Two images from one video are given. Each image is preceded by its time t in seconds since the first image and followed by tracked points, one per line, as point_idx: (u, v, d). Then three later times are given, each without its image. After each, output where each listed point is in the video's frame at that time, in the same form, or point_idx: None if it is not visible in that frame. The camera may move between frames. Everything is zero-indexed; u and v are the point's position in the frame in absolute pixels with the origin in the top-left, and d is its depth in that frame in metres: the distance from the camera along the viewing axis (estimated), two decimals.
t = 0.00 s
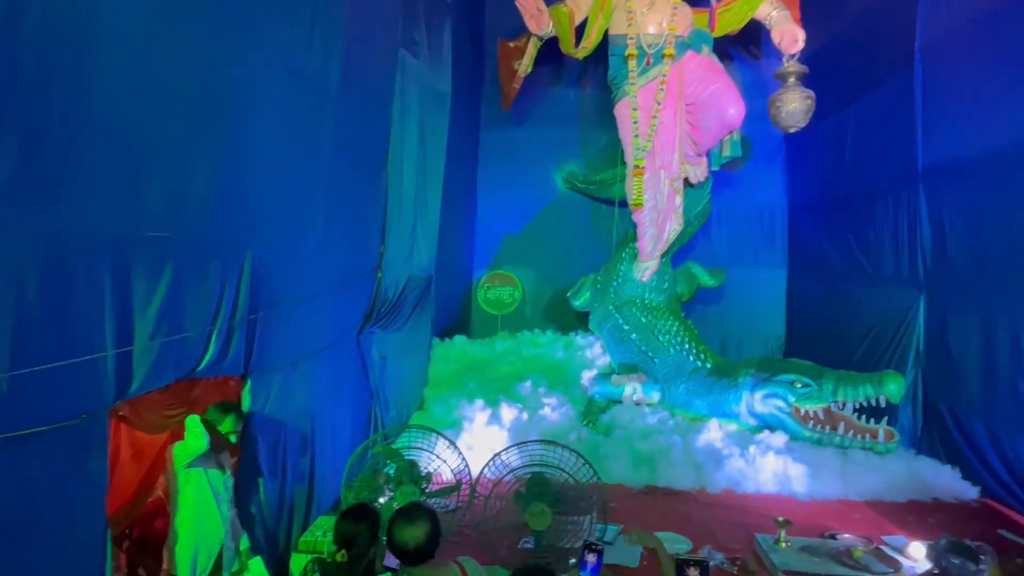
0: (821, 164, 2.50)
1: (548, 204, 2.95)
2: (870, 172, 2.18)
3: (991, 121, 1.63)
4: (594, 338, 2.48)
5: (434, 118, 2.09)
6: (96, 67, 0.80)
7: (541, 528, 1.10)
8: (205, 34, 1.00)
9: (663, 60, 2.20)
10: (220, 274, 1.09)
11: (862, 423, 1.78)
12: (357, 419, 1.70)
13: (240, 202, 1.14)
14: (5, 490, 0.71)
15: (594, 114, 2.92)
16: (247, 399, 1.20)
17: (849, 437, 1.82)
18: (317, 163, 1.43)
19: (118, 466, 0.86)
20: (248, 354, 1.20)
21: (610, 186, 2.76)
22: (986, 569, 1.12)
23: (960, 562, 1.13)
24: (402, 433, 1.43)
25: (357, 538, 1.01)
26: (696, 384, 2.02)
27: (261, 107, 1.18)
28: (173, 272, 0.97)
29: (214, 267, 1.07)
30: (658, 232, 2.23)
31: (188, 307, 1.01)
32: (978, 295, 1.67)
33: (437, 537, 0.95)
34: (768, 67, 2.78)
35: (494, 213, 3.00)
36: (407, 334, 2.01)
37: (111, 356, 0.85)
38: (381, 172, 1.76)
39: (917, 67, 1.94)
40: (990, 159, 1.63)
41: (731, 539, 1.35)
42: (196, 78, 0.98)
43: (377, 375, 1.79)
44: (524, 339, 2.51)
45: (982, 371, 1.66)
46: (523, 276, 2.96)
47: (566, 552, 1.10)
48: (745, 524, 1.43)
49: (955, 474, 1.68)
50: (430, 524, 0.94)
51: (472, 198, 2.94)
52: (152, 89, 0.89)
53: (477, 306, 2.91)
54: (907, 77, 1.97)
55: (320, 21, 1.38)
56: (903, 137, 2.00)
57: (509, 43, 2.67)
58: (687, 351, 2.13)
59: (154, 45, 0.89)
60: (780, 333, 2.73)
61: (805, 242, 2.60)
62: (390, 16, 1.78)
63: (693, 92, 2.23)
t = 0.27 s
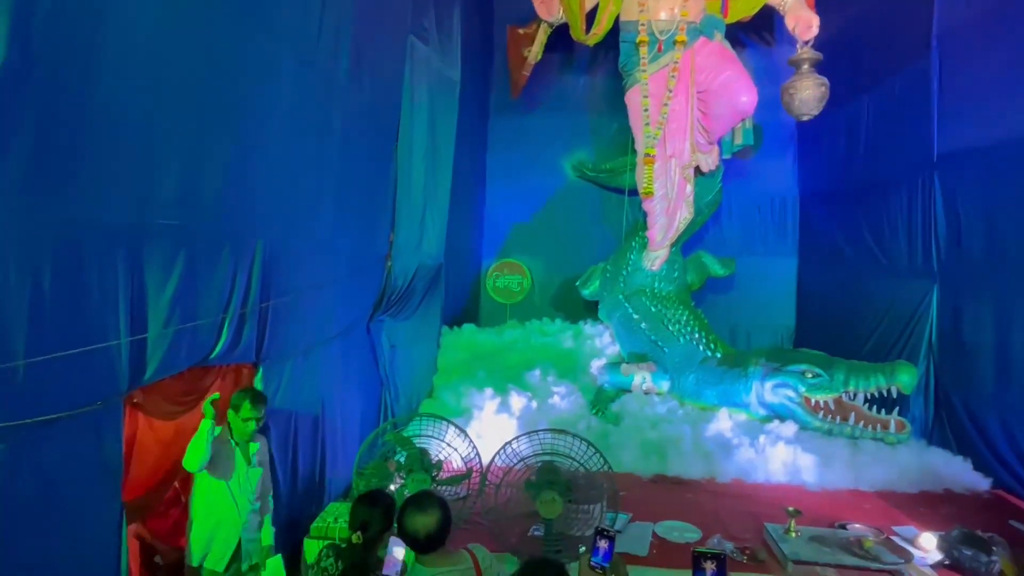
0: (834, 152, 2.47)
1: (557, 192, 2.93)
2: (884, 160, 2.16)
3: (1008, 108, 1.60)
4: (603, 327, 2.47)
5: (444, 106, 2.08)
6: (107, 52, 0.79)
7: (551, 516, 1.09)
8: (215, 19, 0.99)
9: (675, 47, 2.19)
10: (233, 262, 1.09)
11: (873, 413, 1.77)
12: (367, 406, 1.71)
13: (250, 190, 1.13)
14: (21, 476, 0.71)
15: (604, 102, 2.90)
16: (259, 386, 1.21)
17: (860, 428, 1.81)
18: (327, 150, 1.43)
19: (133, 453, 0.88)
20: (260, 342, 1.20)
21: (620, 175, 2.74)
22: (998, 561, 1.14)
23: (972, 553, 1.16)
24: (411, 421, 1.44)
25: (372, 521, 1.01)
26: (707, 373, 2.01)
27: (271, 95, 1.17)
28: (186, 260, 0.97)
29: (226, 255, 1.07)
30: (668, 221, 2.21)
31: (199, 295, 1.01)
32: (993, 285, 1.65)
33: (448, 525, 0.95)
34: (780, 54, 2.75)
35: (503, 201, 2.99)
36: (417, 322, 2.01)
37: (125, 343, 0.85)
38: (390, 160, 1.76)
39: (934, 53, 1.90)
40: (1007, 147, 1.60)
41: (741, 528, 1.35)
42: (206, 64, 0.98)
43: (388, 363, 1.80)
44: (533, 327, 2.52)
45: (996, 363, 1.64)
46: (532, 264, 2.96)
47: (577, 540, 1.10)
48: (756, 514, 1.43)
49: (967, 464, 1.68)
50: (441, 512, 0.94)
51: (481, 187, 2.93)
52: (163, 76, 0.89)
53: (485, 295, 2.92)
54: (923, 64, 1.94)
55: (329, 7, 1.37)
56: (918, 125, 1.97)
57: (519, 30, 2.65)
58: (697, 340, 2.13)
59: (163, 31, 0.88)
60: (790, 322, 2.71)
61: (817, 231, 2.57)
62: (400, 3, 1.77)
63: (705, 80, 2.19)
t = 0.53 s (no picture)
0: (838, 140, 2.45)
1: (559, 180, 2.92)
2: (889, 148, 2.14)
3: (1016, 95, 1.59)
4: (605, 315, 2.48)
5: (446, 92, 2.06)
6: (107, 36, 0.78)
7: (555, 504, 1.09)
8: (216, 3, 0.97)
9: (679, 33, 2.16)
10: (235, 250, 1.09)
11: (875, 402, 1.76)
12: (369, 394, 1.71)
13: (252, 177, 1.13)
14: (26, 464, 0.71)
15: (607, 89, 2.88)
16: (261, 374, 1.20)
17: (862, 416, 1.81)
18: (329, 137, 1.41)
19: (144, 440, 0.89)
20: (263, 329, 1.20)
21: (622, 162, 2.73)
22: (1000, 549, 1.13)
23: (974, 541, 1.15)
24: (414, 409, 1.44)
25: (375, 506, 0.99)
26: (709, 361, 2.01)
27: (272, 80, 1.16)
28: (188, 247, 0.97)
29: (228, 242, 1.07)
30: (671, 209, 2.20)
31: (202, 283, 1.01)
32: (998, 274, 1.64)
33: (452, 512, 0.95)
34: (785, 40, 2.72)
35: (505, 189, 2.98)
36: (419, 310, 2.01)
37: (127, 331, 0.85)
38: (391, 147, 1.75)
39: (941, 39, 1.88)
40: (1014, 135, 1.59)
41: (744, 516, 1.36)
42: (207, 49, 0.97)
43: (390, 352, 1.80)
44: (533, 317, 2.52)
45: (999, 352, 1.64)
46: (533, 252, 2.95)
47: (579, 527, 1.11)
48: (758, 502, 1.44)
49: (968, 453, 1.68)
50: (444, 501, 0.94)
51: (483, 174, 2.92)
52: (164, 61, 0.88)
53: (488, 282, 2.94)
54: (930, 51, 1.92)
55: None
56: (924, 113, 1.96)
57: (522, 15, 2.62)
58: (699, 329, 2.13)
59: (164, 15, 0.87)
60: (792, 311, 2.71)
61: (820, 219, 2.56)
62: None
63: (709, 66, 2.17)
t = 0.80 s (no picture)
0: (832, 129, 2.45)
1: (553, 170, 2.91)
2: (882, 138, 2.14)
3: (1009, 85, 1.59)
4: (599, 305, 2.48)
5: (439, 81, 2.04)
6: (96, 22, 0.77)
7: (549, 494, 1.09)
8: None
9: (673, 22, 2.17)
10: (228, 240, 1.08)
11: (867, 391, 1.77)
12: (363, 384, 1.70)
13: (244, 166, 1.11)
14: (17, 455, 0.71)
15: (601, 77, 2.86)
16: (253, 366, 1.20)
17: (854, 405, 1.82)
18: (321, 126, 1.40)
19: (136, 438, 0.89)
20: (256, 320, 1.19)
21: (616, 151, 2.72)
22: (989, 535, 1.14)
23: (964, 528, 1.16)
24: (407, 400, 1.43)
25: (372, 498, 0.97)
26: (703, 351, 2.02)
27: (263, 68, 1.15)
28: (180, 237, 0.96)
29: (220, 232, 1.06)
30: (665, 199, 2.19)
31: (194, 273, 1.00)
32: (989, 263, 1.65)
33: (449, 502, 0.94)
34: (779, 29, 2.72)
35: (499, 178, 2.97)
36: (412, 300, 2.01)
37: (119, 322, 0.84)
38: (384, 136, 1.73)
39: (936, 27, 1.86)
40: (1007, 125, 1.59)
41: (737, 505, 1.36)
42: (198, 36, 0.95)
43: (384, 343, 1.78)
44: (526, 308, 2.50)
45: (989, 341, 1.65)
46: (527, 242, 2.95)
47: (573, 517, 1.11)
48: (751, 490, 1.44)
49: (958, 441, 1.70)
50: (443, 491, 0.94)
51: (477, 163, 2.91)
52: (154, 48, 0.86)
53: (481, 273, 2.94)
54: (924, 40, 1.92)
55: None
56: (917, 102, 1.96)
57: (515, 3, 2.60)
58: (693, 318, 2.13)
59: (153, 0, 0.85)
60: (784, 301, 2.72)
61: (813, 209, 2.57)
62: None
63: (704, 55, 2.15)
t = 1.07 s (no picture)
0: (816, 121, 2.47)
1: (540, 162, 2.91)
2: (866, 130, 2.16)
3: (989, 78, 1.60)
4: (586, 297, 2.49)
5: (424, 72, 2.03)
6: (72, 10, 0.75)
7: (535, 486, 1.10)
8: None
9: (659, 13, 2.17)
10: (210, 233, 1.07)
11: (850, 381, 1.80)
12: (350, 378, 1.70)
13: (226, 158, 1.10)
14: None
15: (588, 69, 2.86)
16: (238, 361, 1.18)
17: (836, 395, 1.84)
18: (305, 117, 1.39)
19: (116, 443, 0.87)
20: (239, 314, 1.18)
21: (603, 144, 2.72)
22: (968, 522, 1.17)
23: (943, 515, 1.18)
24: (394, 393, 1.43)
25: (359, 492, 0.97)
26: (688, 342, 2.03)
27: (245, 58, 1.13)
28: (160, 230, 0.94)
29: (202, 225, 1.04)
30: (651, 191, 2.20)
31: (176, 266, 0.99)
32: (970, 254, 1.67)
33: (436, 494, 0.95)
34: (765, 21, 2.72)
35: (485, 170, 2.96)
36: (398, 293, 2.00)
37: (98, 316, 0.83)
38: (369, 128, 1.72)
39: (917, 20, 1.88)
40: (987, 117, 1.61)
41: (721, 495, 1.38)
42: (177, 25, 0.94)
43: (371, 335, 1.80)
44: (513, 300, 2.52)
45: (969, 330, 1.67)
46: (514, 235, 2.94)
47: (560, 509, 1.11)
48: (735, 480, 1.46)
49: (938, 430, 1.72)
50: (429, 484, 0.94)
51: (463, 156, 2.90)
52: (132, 37, 0.85)
53: (468, 265, 2.93)
54: (906, 33, 1.93)
55: None
56: (900, 95, 1.97)
57: None
58: (678, 310, 2.14)
59: None
60: (770, 292, 2.74)
61: (798, 200, 2.58)
62: None
63: (689, 47, 2.16)
